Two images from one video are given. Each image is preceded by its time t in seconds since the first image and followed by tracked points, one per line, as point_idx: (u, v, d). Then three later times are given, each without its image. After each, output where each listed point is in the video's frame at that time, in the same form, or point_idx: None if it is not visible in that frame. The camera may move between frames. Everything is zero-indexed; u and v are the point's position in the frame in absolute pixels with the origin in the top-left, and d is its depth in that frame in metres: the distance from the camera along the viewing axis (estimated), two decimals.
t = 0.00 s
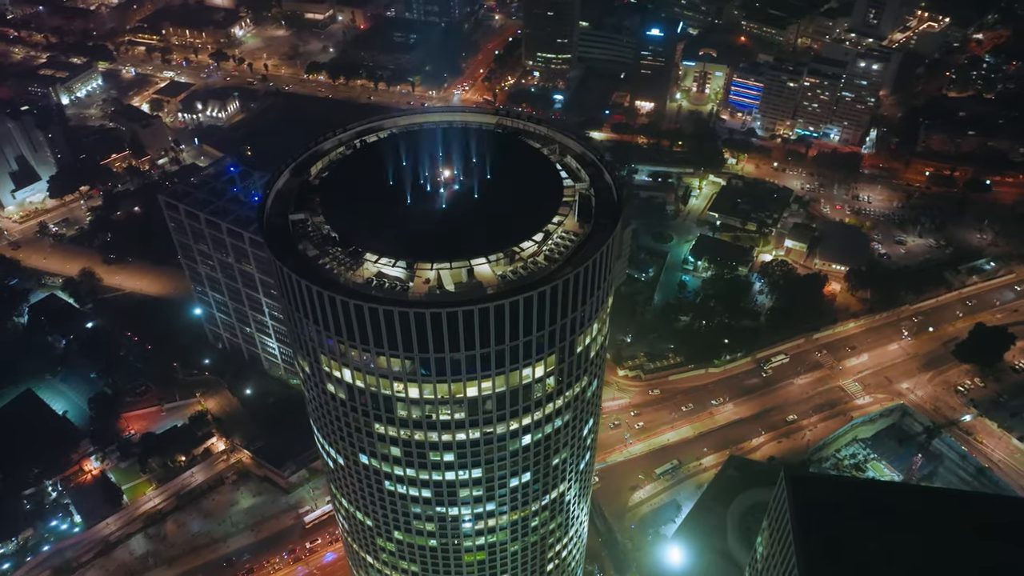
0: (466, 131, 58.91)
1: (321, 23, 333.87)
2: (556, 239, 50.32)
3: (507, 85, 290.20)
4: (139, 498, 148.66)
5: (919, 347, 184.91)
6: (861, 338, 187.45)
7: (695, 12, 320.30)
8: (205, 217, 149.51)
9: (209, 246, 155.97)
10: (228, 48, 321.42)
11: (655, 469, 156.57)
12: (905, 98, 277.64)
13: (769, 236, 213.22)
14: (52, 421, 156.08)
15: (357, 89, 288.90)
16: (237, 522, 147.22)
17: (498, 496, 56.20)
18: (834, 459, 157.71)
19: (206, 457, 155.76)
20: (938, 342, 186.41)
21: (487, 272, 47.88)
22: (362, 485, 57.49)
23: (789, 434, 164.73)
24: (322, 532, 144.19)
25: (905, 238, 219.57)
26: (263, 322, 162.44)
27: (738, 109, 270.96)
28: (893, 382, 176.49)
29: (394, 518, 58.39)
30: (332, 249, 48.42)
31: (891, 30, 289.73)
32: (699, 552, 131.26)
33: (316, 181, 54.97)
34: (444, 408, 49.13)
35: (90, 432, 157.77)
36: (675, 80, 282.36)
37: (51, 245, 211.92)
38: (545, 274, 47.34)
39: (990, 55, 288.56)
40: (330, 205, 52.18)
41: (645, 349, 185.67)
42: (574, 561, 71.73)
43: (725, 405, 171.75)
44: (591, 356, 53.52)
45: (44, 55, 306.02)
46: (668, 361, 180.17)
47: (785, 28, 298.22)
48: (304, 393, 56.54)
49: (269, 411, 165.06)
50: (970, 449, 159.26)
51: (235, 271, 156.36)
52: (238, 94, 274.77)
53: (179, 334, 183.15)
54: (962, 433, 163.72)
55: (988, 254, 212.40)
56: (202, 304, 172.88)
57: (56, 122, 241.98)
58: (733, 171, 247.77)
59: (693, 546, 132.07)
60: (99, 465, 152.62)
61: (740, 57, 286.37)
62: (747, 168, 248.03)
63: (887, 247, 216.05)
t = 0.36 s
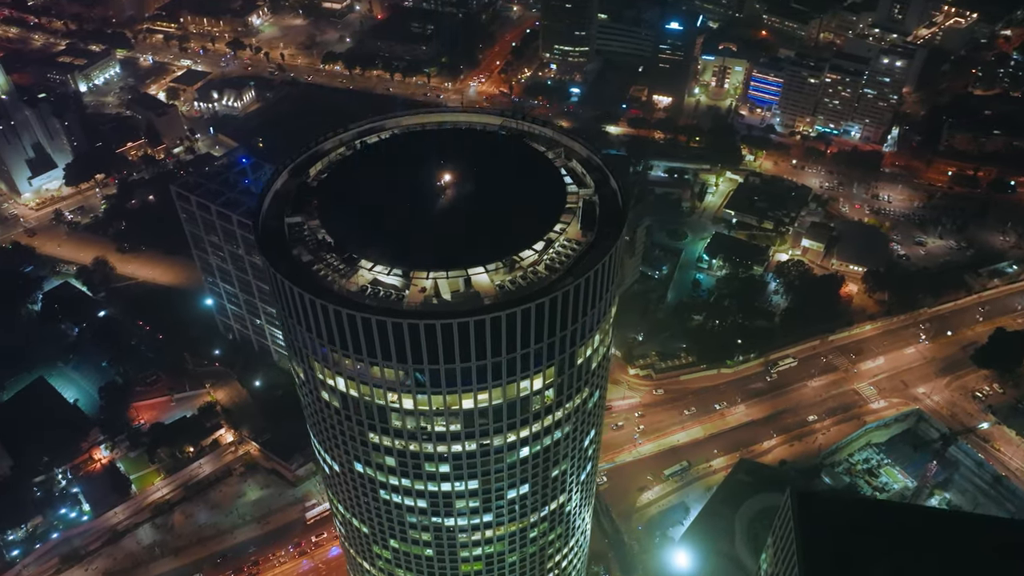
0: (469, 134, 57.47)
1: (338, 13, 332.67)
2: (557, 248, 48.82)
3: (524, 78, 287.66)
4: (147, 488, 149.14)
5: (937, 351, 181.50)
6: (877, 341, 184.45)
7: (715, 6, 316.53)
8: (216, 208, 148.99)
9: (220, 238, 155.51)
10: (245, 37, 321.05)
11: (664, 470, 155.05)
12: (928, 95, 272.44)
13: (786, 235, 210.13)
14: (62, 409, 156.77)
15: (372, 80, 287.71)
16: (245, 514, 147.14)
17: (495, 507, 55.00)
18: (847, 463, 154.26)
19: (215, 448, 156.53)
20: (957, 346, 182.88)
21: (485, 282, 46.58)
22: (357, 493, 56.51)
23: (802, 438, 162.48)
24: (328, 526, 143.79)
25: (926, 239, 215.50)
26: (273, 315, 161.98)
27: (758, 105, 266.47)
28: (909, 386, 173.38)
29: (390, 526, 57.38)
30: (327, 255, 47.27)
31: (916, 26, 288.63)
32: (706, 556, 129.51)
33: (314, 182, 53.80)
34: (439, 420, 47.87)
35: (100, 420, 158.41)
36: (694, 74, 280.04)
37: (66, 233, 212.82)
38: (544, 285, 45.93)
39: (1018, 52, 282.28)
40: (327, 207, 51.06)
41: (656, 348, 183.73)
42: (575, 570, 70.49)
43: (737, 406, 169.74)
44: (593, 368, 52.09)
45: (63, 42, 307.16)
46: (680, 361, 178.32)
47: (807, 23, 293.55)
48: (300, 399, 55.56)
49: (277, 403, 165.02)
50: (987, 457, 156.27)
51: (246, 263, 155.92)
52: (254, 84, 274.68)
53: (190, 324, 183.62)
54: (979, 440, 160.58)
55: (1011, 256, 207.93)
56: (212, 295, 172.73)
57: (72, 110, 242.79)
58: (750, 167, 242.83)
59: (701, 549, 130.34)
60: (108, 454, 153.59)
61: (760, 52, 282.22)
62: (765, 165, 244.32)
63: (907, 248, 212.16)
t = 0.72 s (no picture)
0: (472, 137, 56.68)
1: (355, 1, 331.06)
2: (558, 256, 47.38)
3: (541, 69, 285.39)
4: (155, 476, 149.81)
5: (955, 354, 178.07)
6: (893, 342, 181.53)
7: None
8: (227, 198, 148.70)
9: (230, 228, 155.23)
10: (262, 24, 320.32)
11: (673, 470, 153.57)
12: (953, 91, 266.85)
13: (803, 233, 206.70)
14: (73, 396, 157.67)
15: (388, 69, 286.29)
16: (251, 505, 147.31)
17: (491, 517, 53.92)
18: (860, 466, 151.73)
19: (223, 438, 156.86)
20: (976, 349, 179.31)
21: (483, 290, 45.26)
22: (353, 499, 55.65)
23: (814, 439, 160.29)
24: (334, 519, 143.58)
25: (946, 239, 211.45)
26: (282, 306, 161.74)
27: (778, 99, 262.95)
28: (925, 389, 170.39)
29: (385, 533, 56.51)
30: (321, 260, 46.21)
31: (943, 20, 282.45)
32: (713, 559, 128.10)
33: (313, 183, 52.67)
34: (434, 430, 46.79)
35: (110, 408, 159.27)
36: (713, 67, 275.13)
37: (81, 220, 213.80)
38: (544, 294, 44.57)
39: None
40: (327, 211, 50.26)
41: (668, 345, 181.85)
42: None
43: (749, 406, 167.68)
44: (593, 378, 50.75)
45: (82, 28, 308.04)
46: (691, 359, 176.34)
47: (830, 16, 288.50)
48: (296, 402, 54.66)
49: (286, 394, 164.92)
50: (1003, 463, 153.44)
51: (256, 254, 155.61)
52: (270, 72, 274.16)
53: (201, 313, 183.92)
54: (995, 446, 157.64)
55: None
56: (224, 285, 172.77)
57: (89, 96, 243.43)
58: (769, 163, 239.92)
59: (707, 552, 129.00)
60: (118, 441, 154.53)
61: (781, 46, 277.82)
62: (784, 161, 240.53)
63: (926, 249, 208.36)
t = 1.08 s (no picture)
0: (473, 137, 55.53)
1: None
2: (558, 262, 46.16)
3: (558, 59, 282.81)
4: (164, 463, 150.42)
5: (973, 357, 174.63)
6: (910, 343, 178.45)
7: None
8: (238, 186, 148.38)
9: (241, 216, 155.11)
10: (279, 10, 319.37)
11: (682, 469, 152.14)
12: (979, 86, 261.21)
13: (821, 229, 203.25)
14: (84, 381, 158.51)
15: (404, 57, 284.67)
16: (258, 493, 147.53)
17: (488, 524, 52.96)
18: (872, 468, 149.26)
19: (232, 426, 157.36)
20: (995, 352, 175.73)
21: (479, 297, 44.10)
22: (348, 503, 54.84)
23: (826, 440, 158.18)
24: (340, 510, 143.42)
25: (967, 238, 207.26)
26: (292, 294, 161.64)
27: (798, 94, 258.07)
28: (941, 392, 167.42)
29: (381, 537, 55.74)
30: (315, 263, 45.33)
31: (970, 13, 276.23)
32: (719, 560, 126.58)
33: (311, 181, 51.69)
34: (428, 437, 45.80)
35: (120, 393, 160.08)
36: (733, 59, 272.78)
37: (96, 204, 214.81)
38: (543, 302, 43.30)
39: None
40: (324, 210, 49.41)
41: (679, 342, 179.98)
42: None
43: (760, 406, 165.67)
44: (594, 387, 49.53)
45: (100, 13, 308.60)
46: (703, 356, 174.41)
47: (854, 8, 283.38)
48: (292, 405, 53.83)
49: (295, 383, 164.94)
50: (1020, 469, 150.41)
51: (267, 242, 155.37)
52: (286, 59, 273.42)
53: (213, 300, 184.26)
54: (1012, 452, 154.60)
55: None
56: (234, 274, 172.81)
57: (106, 81, 243.96)
58: (787, 158, 236.48)
59: (714, 553, 127.64)
60: (128, 427, 155.48)
61: (803, 39, 273.33)
62: (802, 156, 236.84)
63: (947, 248, 204.36)
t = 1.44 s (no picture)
0: (477, 134, 54.23)
1: None
2: (559, 266, 44.82)
3: (576, 47, 279.87)
4: (173, 449, 151.20)
5: (992, 360, 171.25)
6: (927, 343, 175.48)
7: None
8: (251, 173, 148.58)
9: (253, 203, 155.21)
10: None
11: (691, 466, 150.77)
12: (1007, 81, 255.16)
13: (839, 226, 199.83)
14: (96, 365, 159.33)
15: (421, 44, 282.77)
16: (266, 481, 147.96)
17: (484, 530, 52.15)
18: (884, 470, 146.56)
19: (241, 413, 157.84)
20: (1015, 355, 172.18)
21: (476, 302, 43.01)
22: (344, 504, 54.20)
23: (839, 441, 156.05)
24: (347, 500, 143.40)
25: (990, 237, 202.92)
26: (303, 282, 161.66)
27: (820, 86, 254.74)
28: (957, 395, 164.51)
29: (376, 539, 55.10)
30: (310, 264, 44.28)
31: (999, 6, 269.47)
32: (726, 561, 125.46)
33: (309, 178, 50.47)
34: (422, 444, 44.88)
35: (132, 378, 160.98)
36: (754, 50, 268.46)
37: (111, 188, 215.65)
38: (541, 309, 42.03)
39: None
40: (322, 209, 48.25)
41: (692, 338, 178.06)
42: None
43: (773, 404, 163.66)
44: (594, 394, 48.43)
45: None
46: (715, 352, 172.47)
47: None
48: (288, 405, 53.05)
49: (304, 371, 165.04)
50: None
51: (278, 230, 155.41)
52: (302, 44, 272.44)
53: (225, 287, 184.52)
54: None
55: None
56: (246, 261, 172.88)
57: (123, 65, 244.33)
58: (807, 152, 232.68)
59: (720, 553, 126.54)
60: (139, 412, 156.49)
61: (826, 30, 268.47)
62: (823, 151, 232.80)
63: (968, 247, 200.23)
